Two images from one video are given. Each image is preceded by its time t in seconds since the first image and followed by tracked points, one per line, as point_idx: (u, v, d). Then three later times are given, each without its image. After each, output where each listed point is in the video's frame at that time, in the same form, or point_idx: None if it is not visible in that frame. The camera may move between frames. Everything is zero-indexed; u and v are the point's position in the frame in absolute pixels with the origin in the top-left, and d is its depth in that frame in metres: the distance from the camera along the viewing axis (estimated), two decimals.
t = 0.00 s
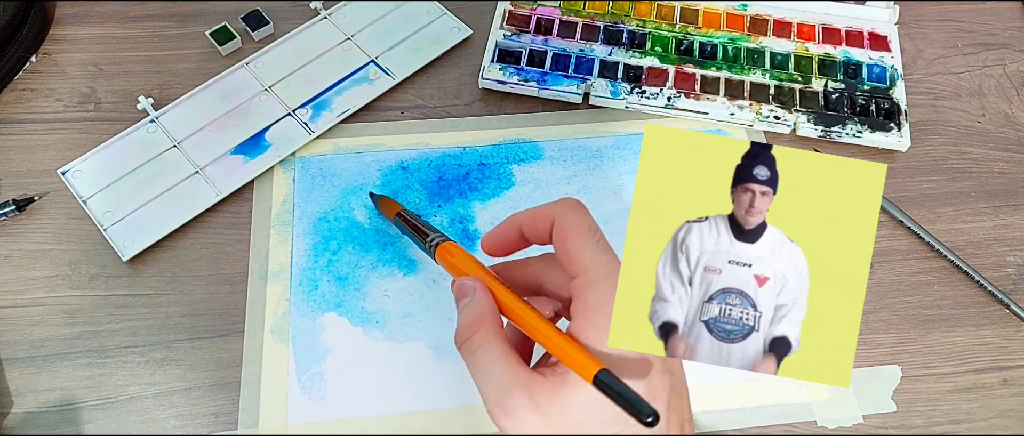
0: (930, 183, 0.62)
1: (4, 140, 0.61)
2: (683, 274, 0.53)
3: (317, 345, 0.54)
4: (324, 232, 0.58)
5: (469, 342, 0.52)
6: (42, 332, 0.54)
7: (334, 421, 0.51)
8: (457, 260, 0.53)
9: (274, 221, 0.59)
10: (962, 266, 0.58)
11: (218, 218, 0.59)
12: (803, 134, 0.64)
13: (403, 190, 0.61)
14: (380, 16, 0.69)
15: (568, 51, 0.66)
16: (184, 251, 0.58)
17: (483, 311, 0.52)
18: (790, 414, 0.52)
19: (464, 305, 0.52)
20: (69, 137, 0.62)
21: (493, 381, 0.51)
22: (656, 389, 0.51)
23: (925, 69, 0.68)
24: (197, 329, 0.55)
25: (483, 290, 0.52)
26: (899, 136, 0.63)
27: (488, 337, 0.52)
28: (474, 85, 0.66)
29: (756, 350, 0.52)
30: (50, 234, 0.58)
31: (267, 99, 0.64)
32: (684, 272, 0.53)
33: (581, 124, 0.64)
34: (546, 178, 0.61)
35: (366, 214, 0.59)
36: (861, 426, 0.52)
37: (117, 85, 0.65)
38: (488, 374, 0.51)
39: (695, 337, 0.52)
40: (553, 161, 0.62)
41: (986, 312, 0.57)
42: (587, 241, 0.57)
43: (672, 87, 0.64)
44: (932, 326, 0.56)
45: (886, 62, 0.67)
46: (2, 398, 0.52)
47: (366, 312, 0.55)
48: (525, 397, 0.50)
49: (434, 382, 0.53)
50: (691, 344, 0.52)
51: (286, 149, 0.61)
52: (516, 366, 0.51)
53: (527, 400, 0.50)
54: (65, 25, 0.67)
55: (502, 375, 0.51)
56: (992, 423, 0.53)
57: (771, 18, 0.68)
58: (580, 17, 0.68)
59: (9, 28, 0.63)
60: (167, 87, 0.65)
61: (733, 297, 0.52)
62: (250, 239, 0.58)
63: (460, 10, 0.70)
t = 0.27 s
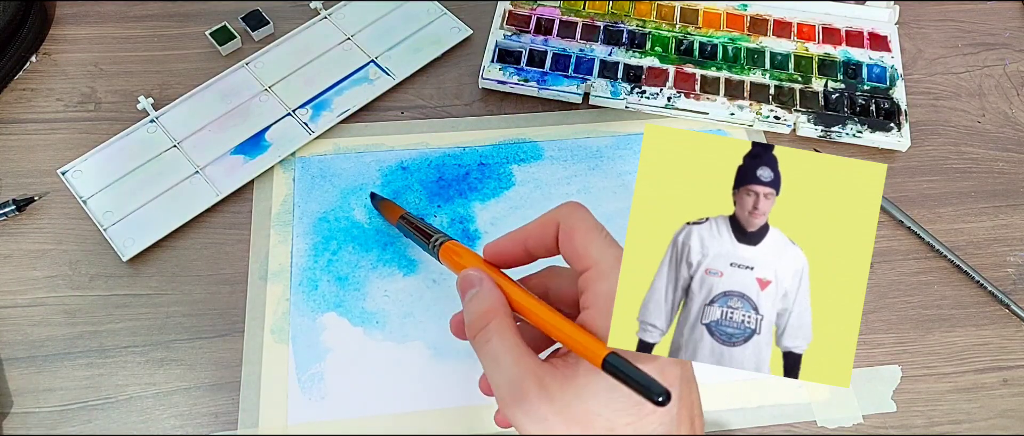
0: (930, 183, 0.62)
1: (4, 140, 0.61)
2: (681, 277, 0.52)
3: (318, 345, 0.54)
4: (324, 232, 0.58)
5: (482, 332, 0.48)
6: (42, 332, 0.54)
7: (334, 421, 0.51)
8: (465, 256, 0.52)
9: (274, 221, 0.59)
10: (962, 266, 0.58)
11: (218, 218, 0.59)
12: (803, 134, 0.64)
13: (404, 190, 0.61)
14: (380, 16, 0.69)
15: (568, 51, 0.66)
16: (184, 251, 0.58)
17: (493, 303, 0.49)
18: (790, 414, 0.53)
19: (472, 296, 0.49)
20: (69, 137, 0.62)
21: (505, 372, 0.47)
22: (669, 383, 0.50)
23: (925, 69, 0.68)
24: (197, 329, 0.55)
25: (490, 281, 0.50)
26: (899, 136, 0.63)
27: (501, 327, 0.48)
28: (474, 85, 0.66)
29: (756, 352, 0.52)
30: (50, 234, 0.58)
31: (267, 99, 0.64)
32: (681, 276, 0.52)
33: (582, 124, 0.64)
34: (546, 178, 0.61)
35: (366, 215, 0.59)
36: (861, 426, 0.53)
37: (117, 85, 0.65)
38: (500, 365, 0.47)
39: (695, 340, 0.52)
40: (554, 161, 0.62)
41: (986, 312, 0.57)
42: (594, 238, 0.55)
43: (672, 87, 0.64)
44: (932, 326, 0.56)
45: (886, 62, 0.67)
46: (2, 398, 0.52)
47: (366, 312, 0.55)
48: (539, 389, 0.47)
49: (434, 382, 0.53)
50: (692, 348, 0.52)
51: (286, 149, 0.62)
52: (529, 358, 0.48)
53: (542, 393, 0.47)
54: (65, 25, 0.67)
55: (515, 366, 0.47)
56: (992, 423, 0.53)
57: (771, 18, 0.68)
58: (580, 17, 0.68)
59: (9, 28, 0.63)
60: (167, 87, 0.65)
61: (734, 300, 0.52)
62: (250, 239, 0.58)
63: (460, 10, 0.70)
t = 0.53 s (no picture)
0: (930, 184, 0.62)
1: (4, 140, 0.61)
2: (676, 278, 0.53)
3: (317, 345, 0.54)
4: (324, 232, 0.58)
5: (498, 331, 0.44)
6: (42, 332, 0.54)
7: (334, 421, 0.51)
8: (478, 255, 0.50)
9: (274, 221, 0.59)
10: (962, 267, 0.58)
11: (218, 218, 0.59)
12: (803, 134, 0.64)
13: (404, 190, 0.61)
14: (380, 16, 0.69)
15: (568, 51, 0.66)
16: (184, 251, 0.58)
17: (511, 300, 0.44)
18: (789, 414, 0.52)
19: (488, 294, 0.45)
20: (69, 137, 0.62)
21: (520, 379, 0.42)
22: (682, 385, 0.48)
23: (925, 69, 0.68)
24: (197, 329, 0.55)
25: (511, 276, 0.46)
26: (899, 136, 0.63)
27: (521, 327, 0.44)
28: (475, 85, 0.66)
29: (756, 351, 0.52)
30: (50, 234, 0.58)
31: (267, 99, 0.64)
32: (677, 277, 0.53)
33: (582, 124, 0.64)
34: (546, 178, 0.61)
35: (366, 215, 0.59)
36: (862, 427, 0.52)
37: (117, 85, 0.65)
38: (516, 371, 0.42)
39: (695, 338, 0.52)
40: (554, 161, 0.62)
41: (986, 312, 0.57)
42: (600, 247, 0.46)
43: (672, 87, 0.64)
44: (932, 326, 0.56)
45: (886, 62, 0.67)
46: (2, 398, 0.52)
47: (366, 312, 0.55)
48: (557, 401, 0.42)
49: (434, 382, 0.53)
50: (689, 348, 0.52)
51: (286, 149, 0.61)
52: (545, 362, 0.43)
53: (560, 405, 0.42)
54: (65, 25, 0.67)
55: (533, 373, 0.42)
56: (993, 423, 0.53)
57: (771, 18, 0.68)
58: (580, 17, 0.68)
59: (9, 28, 0.63)
60: (167, 87, 0.65)
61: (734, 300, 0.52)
62: (250, 239, 0.58)
63: (460, 10, 0.70)
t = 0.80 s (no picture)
0: (930, 183, 0.62)
1: (4, 140, 0.61)
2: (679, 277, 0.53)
3: (317, 345, 0.54)
4: (324, 232, 0.58)
5: (509, 294, 0.44)
6: (42, 332, 0.54)
7: (334, 421, 0.51)
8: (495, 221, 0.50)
9: (274, 221, 0.59)
10: (962, 267, 0.58)
11: (218, 218, 0.59)
12: (803, 134, 0.64)
13: (403, 189, 0.61)
14: (380, 16, 0.69)
15: (568, 51, 0.66)
16: (184, 251, 0.58)
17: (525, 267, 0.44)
18: (789, 414, 0.52)
19: (503, 259, 0.45)
20: (69, 137, 0.62)
21: (527, 339, 0.42)
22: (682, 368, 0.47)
23: (925, 69, 0.68)
24: (197, 329, 0.55)
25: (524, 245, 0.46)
26: (899, 136, 0.63)
27: (532, 295, 0.44)
28: (475, 85, 0.66)
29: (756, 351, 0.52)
30: (50, 234, 0.58)
31: (267, 99, 0.64)
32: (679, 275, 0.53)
33: (581, 124, 0.64)
34: (546, 178, 0.61)
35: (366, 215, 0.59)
36: (861, 426, 0.52)
37: (117, 85, 0.65)
38: (519, 333, 0.43)
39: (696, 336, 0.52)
40: (554, 161, 0.62)
41: (985, 312, 0.57)
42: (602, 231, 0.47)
43: (672, 87, 0.64)
44: (932, 326, 0.56)
45: (886, 62, 0.67)
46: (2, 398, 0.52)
47: (366, 312, 0.55)
48: (560, 365, 0.42)
49: (434, 381, 0.53)
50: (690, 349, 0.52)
51: (286, 148, 0.61)
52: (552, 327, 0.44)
53: (561, 367, 0.42)
54: (65, 25, 0.67)
55: (538, 335, 0.42)
56: (992, 423, 0.53)
57: (771, 18, 0.68)
58: (580, 17, 0.68)
59: (8, 28, 0.63)
60: (167, 87, 0.65)
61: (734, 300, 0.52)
62: (250, 239, 0.58)
63: (460, 10, 0.70)
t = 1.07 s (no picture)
0: (930, 183, 0.62)
1: (4, 140, 0.61)
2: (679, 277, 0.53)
3: (317, 345, 0.54)
4: (324, 232, 0.58)
5: (533, 284, 0.44)
6: (42, 332, 0.54)
7: (334, 421, 0.51)
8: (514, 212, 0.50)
9: (274, 222, 0.59)
10: (962, 267, 0.58)
11: (218, 218, 0.59)
12: (803, 134, 0.64)
13: (404, 189, 0.61)
14: (380, 16, 0.69)
15: (568, 51, 0.66)
16: (184, 251, 0.58)
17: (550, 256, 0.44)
18: (789, 414, 0.52)
19: (527, 248, 0.45)
20: (69, 137, 0.62)
21: (549, 326, 0.43)
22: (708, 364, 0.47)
23: (925, 69, 0.68)
24: (197, 329, 0.55)
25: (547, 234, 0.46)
26: (899, 136, 0.63)
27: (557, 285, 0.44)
28: (474, 85, 0.66)
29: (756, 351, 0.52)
30: (50, 234, 0.58)
31: (267, 99, 0.64)
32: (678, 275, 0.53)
33: (581, 124, 0.64)
34: (547, 178, 0.61)
35: (366, 214, 0.59)
36: (861, 426, 0.52)
37: (117, 85, 0.65)
38: (544, 319, 0.43)
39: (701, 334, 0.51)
40: (554, 161, 0.62)
41: (986, 312, 0.57)
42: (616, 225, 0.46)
43: (672, 87, 0.64)
44: (932, 326, 0.56)
45: (886, 62, 0.67)
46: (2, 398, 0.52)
47: (366, 312, 0.55)
48: (583, 351, 0.42)
49: (434, 381, 0.53)
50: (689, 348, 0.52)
51: (286, 148, 0.62)
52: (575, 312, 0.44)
53: (583, 352, 0.43)
54: (65, 25, 0.67)
55: (562, 322, 0.43)
56: (992, 423, 0.53)
57: (771, 18, 0.68)
58: (579, 17, 0.68)
59: (9, 28, 0.63)
60: (167, 87, 0.65)
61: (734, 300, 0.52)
62: (250, 239, 0.58)
63: (460, 10, 0.70)
